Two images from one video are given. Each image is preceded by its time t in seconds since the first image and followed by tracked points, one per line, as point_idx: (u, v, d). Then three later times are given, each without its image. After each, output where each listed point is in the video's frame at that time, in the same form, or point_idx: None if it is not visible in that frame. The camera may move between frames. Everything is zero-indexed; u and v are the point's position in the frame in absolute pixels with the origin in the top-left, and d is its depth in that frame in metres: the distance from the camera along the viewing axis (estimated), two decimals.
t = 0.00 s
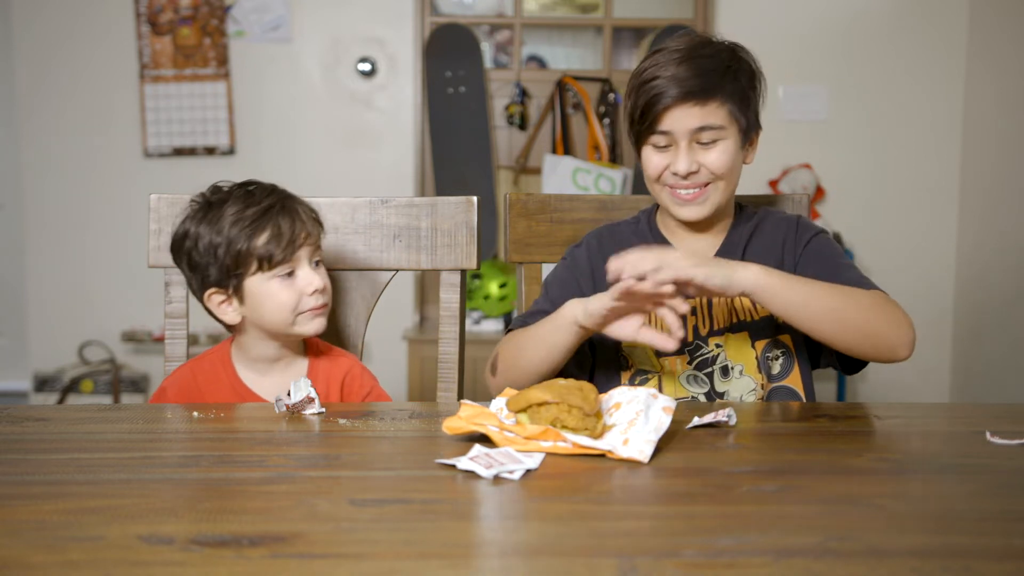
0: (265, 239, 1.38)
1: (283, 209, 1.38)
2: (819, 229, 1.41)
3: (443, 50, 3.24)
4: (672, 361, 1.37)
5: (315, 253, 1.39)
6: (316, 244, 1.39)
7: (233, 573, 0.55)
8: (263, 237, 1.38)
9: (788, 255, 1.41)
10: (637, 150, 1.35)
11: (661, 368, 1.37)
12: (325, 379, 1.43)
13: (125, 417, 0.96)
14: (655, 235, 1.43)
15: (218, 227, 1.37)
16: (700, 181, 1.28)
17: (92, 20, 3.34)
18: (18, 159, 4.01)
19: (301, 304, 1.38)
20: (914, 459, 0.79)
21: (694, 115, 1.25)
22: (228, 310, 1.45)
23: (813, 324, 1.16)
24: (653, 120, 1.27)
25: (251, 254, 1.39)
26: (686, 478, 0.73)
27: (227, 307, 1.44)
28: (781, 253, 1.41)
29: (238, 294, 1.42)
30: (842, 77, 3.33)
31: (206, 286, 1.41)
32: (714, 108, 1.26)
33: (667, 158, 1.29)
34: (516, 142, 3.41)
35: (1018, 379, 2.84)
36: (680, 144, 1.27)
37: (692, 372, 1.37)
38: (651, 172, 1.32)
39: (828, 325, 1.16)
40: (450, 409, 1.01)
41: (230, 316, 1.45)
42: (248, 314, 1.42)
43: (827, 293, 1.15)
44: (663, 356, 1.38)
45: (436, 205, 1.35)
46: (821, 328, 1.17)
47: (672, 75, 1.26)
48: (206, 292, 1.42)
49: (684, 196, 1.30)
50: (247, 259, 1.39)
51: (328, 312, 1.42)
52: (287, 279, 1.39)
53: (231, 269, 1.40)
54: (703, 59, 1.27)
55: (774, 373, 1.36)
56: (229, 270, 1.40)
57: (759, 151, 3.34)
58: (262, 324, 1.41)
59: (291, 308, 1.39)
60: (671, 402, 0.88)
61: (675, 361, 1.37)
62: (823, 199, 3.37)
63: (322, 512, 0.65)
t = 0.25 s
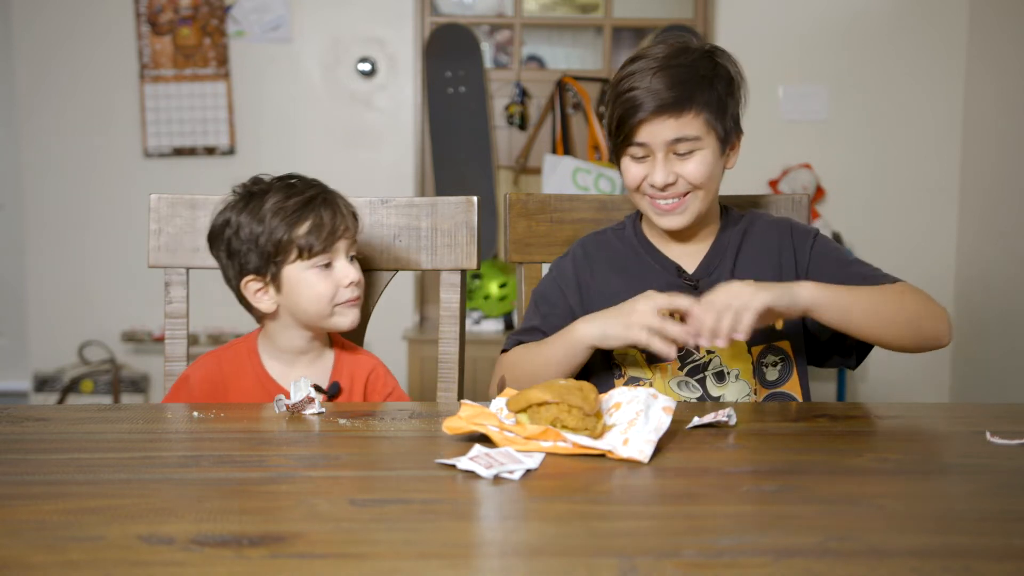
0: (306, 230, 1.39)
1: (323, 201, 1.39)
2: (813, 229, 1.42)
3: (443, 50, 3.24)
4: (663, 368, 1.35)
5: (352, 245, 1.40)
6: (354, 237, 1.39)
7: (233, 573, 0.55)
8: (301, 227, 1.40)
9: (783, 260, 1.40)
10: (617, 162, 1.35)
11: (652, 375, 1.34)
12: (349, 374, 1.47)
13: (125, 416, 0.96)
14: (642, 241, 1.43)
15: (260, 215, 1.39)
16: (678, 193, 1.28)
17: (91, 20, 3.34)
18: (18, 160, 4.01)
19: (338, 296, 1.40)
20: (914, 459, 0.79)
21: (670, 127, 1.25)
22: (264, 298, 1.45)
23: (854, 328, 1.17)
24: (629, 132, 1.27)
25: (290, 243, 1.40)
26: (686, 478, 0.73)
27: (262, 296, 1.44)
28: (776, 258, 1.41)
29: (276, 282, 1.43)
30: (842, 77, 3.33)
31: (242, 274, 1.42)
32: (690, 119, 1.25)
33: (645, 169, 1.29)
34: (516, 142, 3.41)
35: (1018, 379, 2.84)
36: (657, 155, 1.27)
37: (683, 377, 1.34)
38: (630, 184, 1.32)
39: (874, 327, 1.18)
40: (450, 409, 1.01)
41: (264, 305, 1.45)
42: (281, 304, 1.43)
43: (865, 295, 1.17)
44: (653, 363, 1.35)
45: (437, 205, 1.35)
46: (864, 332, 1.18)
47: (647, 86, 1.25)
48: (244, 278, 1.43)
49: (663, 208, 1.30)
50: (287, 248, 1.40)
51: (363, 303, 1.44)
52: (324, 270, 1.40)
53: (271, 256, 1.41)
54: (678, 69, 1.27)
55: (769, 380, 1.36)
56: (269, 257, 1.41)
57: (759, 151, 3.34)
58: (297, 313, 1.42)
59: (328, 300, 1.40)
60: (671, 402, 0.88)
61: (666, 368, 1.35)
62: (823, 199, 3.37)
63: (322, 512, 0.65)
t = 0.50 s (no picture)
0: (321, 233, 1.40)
1: (346, 206, 1.38)
2: (814, 237, 1.41)
3: (443, 50, 3.24)
4: (663, 370, 1.36)
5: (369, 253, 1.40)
6: (375, 244, 1.39)
7: (232, 573, 0.55)
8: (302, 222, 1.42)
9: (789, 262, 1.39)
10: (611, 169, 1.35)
11: (652, 377, 1.36)
12: (363, 374, 1.48)
13: (125, 416, 0.96)
14: (639, 241, 1.41)
15: (284, 213, 1.38)
16: (673, 198, 1.27)
17: (92, 20, 3.34)
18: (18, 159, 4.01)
19: (348, 303, 1.40)
20: (915, 459, 0.79)
21: (662, 132, 1.25)
22: (281, 294, 1.45)
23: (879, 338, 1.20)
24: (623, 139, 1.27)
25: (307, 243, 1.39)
26: (686, 478, 0.73)
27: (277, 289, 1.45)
28: (783, 261, 1.39)
29: (292, 281, 1.43)
30: (842, 77, 3.33)
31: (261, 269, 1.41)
32: (683, 124, 1.25)
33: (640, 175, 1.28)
34: (516, 142, 3.41)
35: (1018, 378, 2.84)
36: (651, 162, 1.26)
37: (684, 380, 1.35)
38: (625, 191, 1.31)
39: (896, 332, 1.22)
40: (450, 409, 1.01)
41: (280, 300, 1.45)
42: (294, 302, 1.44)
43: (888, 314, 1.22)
44: (653, 365, 1.36)
45: (437, 205, 1.35)
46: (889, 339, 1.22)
47: (639, 93, 1.25)
48: (261, 274, 1.43)
49: (659, 213, 1.30)
50: (304, 248, 1.39)
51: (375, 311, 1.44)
52: (339, 274, 1.40)
53: (289, 255, 1.40)
54: (669, 74, 1.27)
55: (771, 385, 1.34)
56: (287, 257, 1.40)
57: (759, 150, 3.34)
58: (310, 313, 1.42)
59: (340, 305, 1.40)
60: (670, 402, 0.88)
61: (666, 370, 1.36)
62: (823, 198, 3.37)
63: (323, 512, 0.65)
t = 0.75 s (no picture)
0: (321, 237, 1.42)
1: (349, 211, 1.41)
2: (815, 236, 1.42)
3: (443, 50, 3.24)
4: (669, 372, 1.35)
5: (371, 258, 1.42)
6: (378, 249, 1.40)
7: (233, 573, 0.55)
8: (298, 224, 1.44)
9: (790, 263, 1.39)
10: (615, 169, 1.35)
11: (659, 379, 1.35)
12: (367, 374, 1.50)
13: (125, 416, 0.96)
14: (642, 241, 1.40)
15: (289, 215, 1.41)
16: (678, 199, 1.27)
17: (92, 20, 3.34)
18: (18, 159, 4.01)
19: (350, 306, 1.43)
20: (915, 459, 0.79)
21: (667, 134, 1.24)
22: (282, 295, 1.49)
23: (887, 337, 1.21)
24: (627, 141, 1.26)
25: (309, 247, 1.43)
26: (686, 478, 0.73)
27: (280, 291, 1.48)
28: (785, 262, 1.39)
29: (293, 282, 1.46)
30: (842, 77, 3.33)
31: (264, 270, 1.43)
32: (688, 125, 1.24)
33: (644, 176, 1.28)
34: (516, 143, 3.41)
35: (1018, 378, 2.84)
36: (656, 163, 1.26)
37: (690, 382, 1.35)
38: (630, 192, 1.31)
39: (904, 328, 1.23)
40: (450, 409, 1.01)
41: (283, 301, 1.49)
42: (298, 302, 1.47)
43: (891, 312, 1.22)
44: (659, 367, 1.35)
45: (437, 205, 1.35)
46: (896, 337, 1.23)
47: (644, 94, 1.25)
48: (265, 276, 1.46)
49: (663, 214, 1.29)
50: (306, 251, 1.43)
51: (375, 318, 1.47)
52: (339, 278, 1.44)
53: (291, 258, 1.44)
54: (673, 75, 1.26)
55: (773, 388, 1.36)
56: (289, 259, 1.44)
57: (759, 151, 3.34)
58: (311, 315, 1.45)
59: (340, 308, 1.43)
60: (670, 402, 0.88)
61: (672, 372, 1.35)
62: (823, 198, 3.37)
63: (323, 512, 0.65)
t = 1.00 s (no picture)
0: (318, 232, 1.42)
1: (346, 213, 1.40)
2: (819, 233, 1.39)
3: (443, 50, 3.24)
4: (660, 373, 1.34)
5: (368, 261, 1.41)
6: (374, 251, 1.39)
7: (233, 573, 0.55)
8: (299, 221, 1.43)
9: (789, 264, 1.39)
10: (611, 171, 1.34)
11: (650, 380, 1.34)
12: (365, 375, 1.49)
13: (125, 416, 0.96)
14: (644, 245, 1.40)
15: (286, 216, 1.40)
16: (672, 202, 1.26)
17: (92, 20, 3.34)
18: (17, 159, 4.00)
19: (346, 308, 1.41)
20: (915, 459, 0.79)
21: (660, 136, 1.23)
22: (280, 295, 1.48)
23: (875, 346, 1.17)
24: (619, 144, 1.25)
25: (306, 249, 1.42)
26: (686, 478, 0.73)
27: (278, 291, 1.48)
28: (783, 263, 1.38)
29: (290, 284, 1.45)
30: (843, 77, 3.33)
31: (261, 270, 1.43)
32: (679, 127, 1.23)
33: (638, 179, 1.27)
34: (516, 142, 3.41)
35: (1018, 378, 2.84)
36: (649, 165, 1.25)
37: (682, 384, 1.34)
38: (625, 195, 1.30)
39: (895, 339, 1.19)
40: (450, 409, 1.01)
41: (280, 302, 1.49)
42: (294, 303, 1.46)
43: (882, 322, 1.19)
44: (651, 368, 1.35)
45: (437, 205, 1.35)
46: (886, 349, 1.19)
47: (635, 97, 1.24)
48: (262, 275, 1.46)
49: (659, 216, 1.28)
50: (302, 254, 1.42)
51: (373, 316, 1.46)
52: (336, 281, 1.42)
53: (287, 260, 1.42)
54: (665, 77, 1.25)
55: (773, 392, 1.33)
56: (285, 261, 1.42)
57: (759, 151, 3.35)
58: (307, 316, 1.44)
59: (337, 309, 1.42)
60: (671, 402, 0.88)
61: (664, 373, 1.34)
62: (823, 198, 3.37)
63: (323, 512, 0.65)
